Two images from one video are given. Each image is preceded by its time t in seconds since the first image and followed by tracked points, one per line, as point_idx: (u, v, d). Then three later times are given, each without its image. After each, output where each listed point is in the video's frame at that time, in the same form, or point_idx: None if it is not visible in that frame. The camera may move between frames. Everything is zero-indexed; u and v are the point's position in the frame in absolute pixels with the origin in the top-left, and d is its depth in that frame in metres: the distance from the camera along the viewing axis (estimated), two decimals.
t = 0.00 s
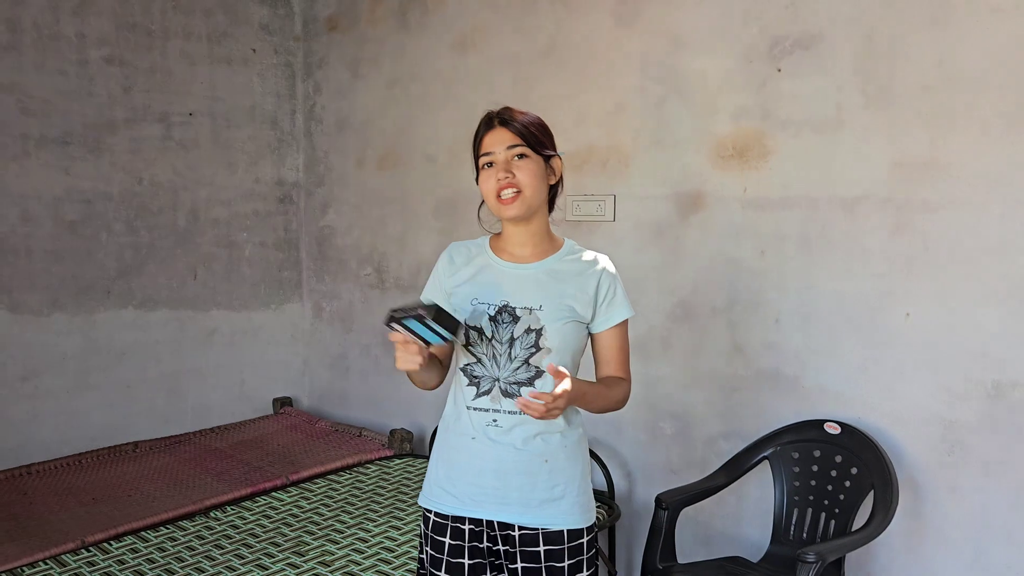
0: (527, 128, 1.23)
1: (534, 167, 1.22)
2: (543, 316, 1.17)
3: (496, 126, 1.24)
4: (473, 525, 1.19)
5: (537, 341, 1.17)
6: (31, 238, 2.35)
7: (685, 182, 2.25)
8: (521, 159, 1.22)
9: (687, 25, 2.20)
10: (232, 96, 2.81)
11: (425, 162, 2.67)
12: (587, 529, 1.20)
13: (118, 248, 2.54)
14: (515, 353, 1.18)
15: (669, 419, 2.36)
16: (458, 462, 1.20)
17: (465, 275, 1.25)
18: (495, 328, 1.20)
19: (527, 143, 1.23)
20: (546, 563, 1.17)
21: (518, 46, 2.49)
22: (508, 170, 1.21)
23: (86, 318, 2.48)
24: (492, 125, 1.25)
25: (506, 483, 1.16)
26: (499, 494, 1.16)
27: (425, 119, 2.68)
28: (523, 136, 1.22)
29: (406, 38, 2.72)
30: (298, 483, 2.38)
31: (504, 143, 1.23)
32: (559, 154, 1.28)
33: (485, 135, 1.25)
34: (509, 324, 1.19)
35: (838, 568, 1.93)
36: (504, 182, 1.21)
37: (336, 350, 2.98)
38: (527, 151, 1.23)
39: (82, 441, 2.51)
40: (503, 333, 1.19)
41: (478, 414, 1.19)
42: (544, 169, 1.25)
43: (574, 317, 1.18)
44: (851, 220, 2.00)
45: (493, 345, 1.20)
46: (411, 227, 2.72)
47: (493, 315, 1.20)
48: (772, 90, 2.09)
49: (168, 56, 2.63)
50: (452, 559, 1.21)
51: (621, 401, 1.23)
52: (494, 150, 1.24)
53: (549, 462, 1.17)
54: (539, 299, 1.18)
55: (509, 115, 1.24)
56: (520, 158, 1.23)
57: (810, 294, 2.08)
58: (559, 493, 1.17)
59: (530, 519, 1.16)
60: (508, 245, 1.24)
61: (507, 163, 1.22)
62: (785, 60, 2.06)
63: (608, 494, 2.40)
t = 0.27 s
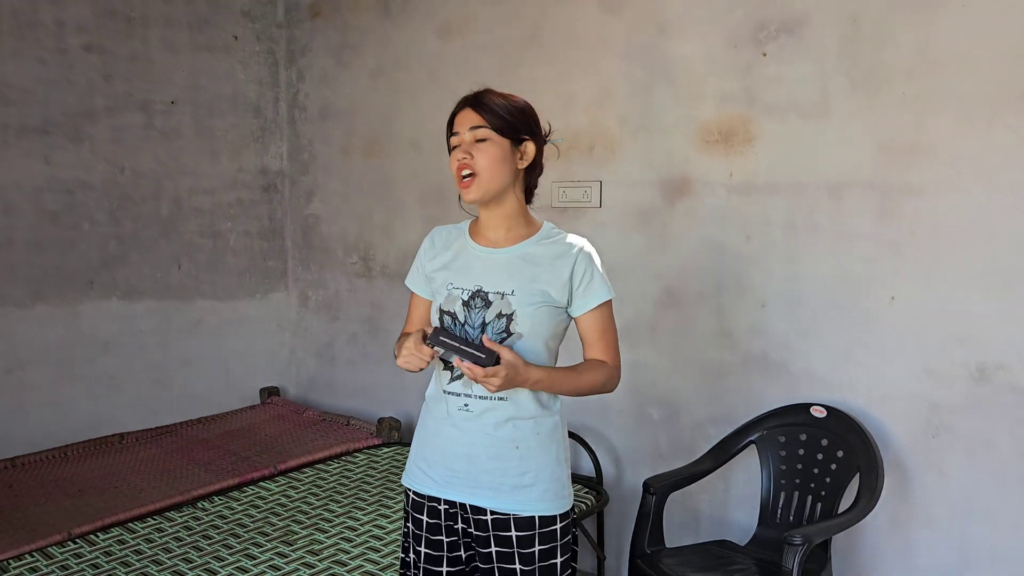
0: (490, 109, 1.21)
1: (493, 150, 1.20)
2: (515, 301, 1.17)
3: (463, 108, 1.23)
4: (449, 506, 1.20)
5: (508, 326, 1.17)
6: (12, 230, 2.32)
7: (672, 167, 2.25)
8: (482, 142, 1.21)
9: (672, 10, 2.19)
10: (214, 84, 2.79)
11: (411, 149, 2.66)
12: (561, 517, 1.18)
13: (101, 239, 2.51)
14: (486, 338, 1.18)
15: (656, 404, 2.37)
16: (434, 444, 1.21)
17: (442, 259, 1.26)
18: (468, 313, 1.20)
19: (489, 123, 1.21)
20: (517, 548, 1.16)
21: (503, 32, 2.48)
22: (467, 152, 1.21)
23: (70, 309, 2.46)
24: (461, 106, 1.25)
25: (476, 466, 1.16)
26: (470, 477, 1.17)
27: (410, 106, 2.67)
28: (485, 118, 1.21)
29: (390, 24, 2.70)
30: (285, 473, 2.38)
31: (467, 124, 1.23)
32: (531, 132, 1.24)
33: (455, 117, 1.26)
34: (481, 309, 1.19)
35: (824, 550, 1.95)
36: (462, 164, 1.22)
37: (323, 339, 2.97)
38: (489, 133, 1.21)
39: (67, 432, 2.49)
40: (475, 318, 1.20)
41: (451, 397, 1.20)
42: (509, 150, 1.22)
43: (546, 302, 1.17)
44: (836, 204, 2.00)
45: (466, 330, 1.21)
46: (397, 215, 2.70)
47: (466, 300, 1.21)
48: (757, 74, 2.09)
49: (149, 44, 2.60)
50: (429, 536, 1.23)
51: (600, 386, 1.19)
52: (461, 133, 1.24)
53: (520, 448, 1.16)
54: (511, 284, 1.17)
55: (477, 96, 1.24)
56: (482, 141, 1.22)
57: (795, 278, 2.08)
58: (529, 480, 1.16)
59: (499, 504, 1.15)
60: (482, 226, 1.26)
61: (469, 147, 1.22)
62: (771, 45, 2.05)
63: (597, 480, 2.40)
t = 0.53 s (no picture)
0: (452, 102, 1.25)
1: (450, 142, 1.25)
2: (483, 292, 1.21)
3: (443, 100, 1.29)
4: (431, 488, 1.26)
5: (476, 316, 1.22)
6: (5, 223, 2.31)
7: (667, 154, 2.24)
8: (445, 135, 1.26)
9: None
10: (205, 75, 2.78)
11: (404, 138, 2.65)
12: (534, 507, 1.21)
13: (95, 231, 2.51)
14: (458, 326, 1.24)
15: (652, 391, 2.37)
16: (421, 427, 1.30)
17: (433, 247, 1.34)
18: (445, 301, 1.27)
19: (456, 116, 1.25)
20: (489, 534, 1.21)
21: (496, 19, 2.47)
22: (436, 143, 1.28)
23: (65, 302, 2.46)
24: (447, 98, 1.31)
25: (452, 450, 1.23)
26: (446, 461, 1.23)
27: (403, 95, 2.66)
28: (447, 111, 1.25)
29: (382, 13, 2.69)
30: (283, 463, 2.39)
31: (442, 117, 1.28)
32: (490, 121, 1.22)
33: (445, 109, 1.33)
34: (455, 298, 1.24)
35: (821, 534, 1.95)
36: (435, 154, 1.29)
37: (319, 330, 2.97)
38: (450, 125, 1.25)
39: (64, 425, 2.49)
40: (450, 306, 1.25)
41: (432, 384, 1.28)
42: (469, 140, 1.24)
43: (515, 294, 1.20)
44: (831, 190, 2.00)
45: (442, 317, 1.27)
46: (392, 205, 2.70)
47: (445, 288, 1.27)
48: (752, 61, 2.07)
49: (139, 35, 2.58)
50: (420, 514, 1.30)
51: (577, 383, 1.17)
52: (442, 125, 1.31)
53: (493, 435, 1.21)
54: (482, 275, 1.21)
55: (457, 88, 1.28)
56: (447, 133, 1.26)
57: (790, 263, 2.08)
58: (500, 468, 1.20)
59: (471, 488, 1.20)
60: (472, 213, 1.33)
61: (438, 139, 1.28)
62: (765, 31, 2.04)
63: (594, 466, 2.41)
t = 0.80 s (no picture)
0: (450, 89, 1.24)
1: (446, 130, 1.24)
2: (471, 277, 1.22)
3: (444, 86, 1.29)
4: (428, 469, 1.28)
5: (464, 301, 1.23)
6: (8, 215, 2.31)
7: (670, 139, 2.23)
8: (442, 122, 1.26)
9: None
10: (205, 65, 2.77)
11: (406, 126, 2.64)
12: (522, 493, 1.21)
13: (97, 223, 2.51)
14: (449, 311, 1.25)
15: (657, 377, 2.37)
16: (422, 411, 1.32)
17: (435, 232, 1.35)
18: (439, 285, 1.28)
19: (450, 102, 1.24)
20: (477, 518, 1.21)
21: (497, 5, 2.45)
22: (432, 130, 1.28)
23: (68, 294, 2.45)
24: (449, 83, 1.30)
25: (445, 432, 1.24)
26: (441, 443, 1.25)
27: (403, 83, 2.65)
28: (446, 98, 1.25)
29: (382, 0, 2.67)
30: (289, 452, 2.39)
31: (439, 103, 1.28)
32: (484, 110, 1.21)
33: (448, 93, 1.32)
34: (446, 283, 1.26)
35: (828, 518, 1.95)
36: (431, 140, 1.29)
37: (322, 319, 2.97)
38: (448, 113, 1.25)
39: (70, 417, 2.50)
40: (443, 291, 1.27)
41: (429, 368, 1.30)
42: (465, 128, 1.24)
43: (501, 279, 1.19)
44: (836, 173, 1.99)
45: (436, 301, 1.28)
46: (394, 193, 2.69)
47: (439, 273, 1.28)
48: (754, 44, 2.06)
49: (139, 25, 2.57)
50: (421, 493, 1.31)
51: (566, 370, 1.15)
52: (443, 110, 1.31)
53: (482, 419, 1.21)
54: (471, 260, 1.22)
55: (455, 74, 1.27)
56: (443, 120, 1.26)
57: (794, 247, 2.07)
58: (489, 452, 1.20)
59: (462, 470, 1.21)
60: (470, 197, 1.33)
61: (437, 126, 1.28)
62: (768, 14, 2.03)
63: (600, 452, 2.40)
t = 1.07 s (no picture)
0: (462, 80, 1.22)
1: (456, 122, 1.22)
2: (474, 267, 1.22)
3: (449, 74, 1.26)
4: (429, 458, 1.28)
5: (465, 291, 1.23)
6: (13, 210, 2.32)
7: (674, 128, 2.23)
8: (451, 113, 1.23)
9: None
10: (207, 57, 2.76)
11: (409, 117, 2.64)
12: (524, 478, 1.21)
13: (101, 217, 2.51)
14: (451, 300, 1.25)
15: (662, 365, 2.37)
16: (421, 399, 1.32)
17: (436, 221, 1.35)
18: (441, 275, 1.28)
19: (462, 94, 1.22)
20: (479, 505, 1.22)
21: None
22: (438, 121, 1.25)
23: (74, 288, 2.46)
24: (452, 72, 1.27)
25: (445, 420, 1.25)
26: (441, 431, 1.25)
27: (406, 74, 2.64)
28: (457, 89, 1.22)
29: None
30: (296, 444, 2.40)
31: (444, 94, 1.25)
32: (499, 108, 1.21)
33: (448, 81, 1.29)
34: (448, 272, 1.25)
35: (833, 505, 1.95)
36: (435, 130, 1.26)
37: (326, 311, 2.98)
38: (457, 105, 1.23)
39: (77, 411, 2.51)
40: (444, 280, 1.26)
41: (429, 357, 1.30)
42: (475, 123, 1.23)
43: (503, 270, 1.19)
44: (842, 160, 1.98)
45: (437, 290, 1.28)
46: (397, 184, 2.69)
47: (441, 262, 1.28)
48: (758, 32, 2.05)
49: (140, 18, 2.57)
50: (421, 482, 1.31)
51: (565, 361, 1.16)
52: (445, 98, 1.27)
53: (482, 406, 1.22)
54: (474, 250, 1.22)
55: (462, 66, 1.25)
56: (451, 111, 1.24)
57: (799, 234, 2.07)
58: (489, 439, 1.20)
59: (463, 457, 1.22)
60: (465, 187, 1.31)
61: (442, 115, 1.25)
62: (772, 1, 2.02)
63: (605, 442, 2.41)
